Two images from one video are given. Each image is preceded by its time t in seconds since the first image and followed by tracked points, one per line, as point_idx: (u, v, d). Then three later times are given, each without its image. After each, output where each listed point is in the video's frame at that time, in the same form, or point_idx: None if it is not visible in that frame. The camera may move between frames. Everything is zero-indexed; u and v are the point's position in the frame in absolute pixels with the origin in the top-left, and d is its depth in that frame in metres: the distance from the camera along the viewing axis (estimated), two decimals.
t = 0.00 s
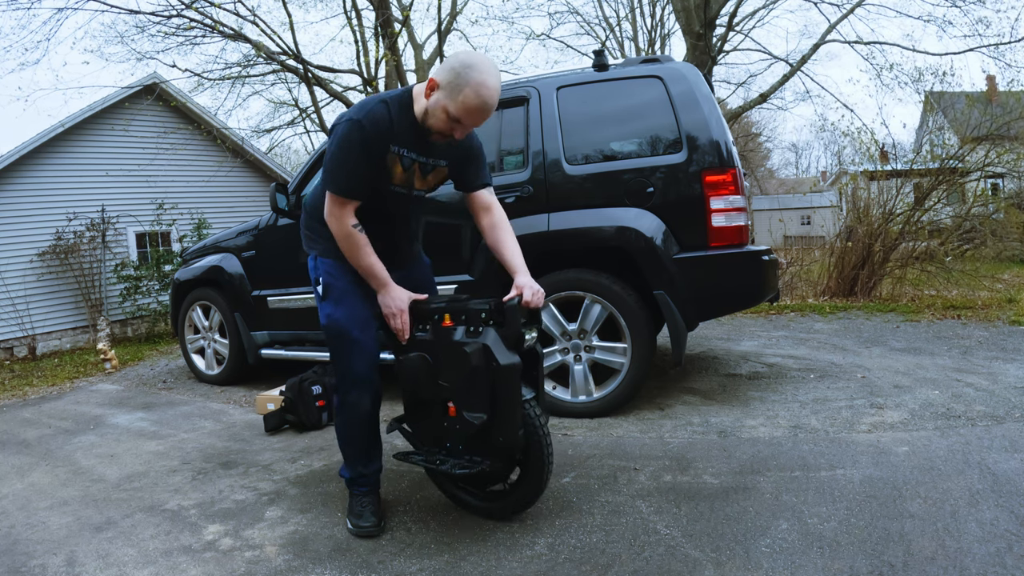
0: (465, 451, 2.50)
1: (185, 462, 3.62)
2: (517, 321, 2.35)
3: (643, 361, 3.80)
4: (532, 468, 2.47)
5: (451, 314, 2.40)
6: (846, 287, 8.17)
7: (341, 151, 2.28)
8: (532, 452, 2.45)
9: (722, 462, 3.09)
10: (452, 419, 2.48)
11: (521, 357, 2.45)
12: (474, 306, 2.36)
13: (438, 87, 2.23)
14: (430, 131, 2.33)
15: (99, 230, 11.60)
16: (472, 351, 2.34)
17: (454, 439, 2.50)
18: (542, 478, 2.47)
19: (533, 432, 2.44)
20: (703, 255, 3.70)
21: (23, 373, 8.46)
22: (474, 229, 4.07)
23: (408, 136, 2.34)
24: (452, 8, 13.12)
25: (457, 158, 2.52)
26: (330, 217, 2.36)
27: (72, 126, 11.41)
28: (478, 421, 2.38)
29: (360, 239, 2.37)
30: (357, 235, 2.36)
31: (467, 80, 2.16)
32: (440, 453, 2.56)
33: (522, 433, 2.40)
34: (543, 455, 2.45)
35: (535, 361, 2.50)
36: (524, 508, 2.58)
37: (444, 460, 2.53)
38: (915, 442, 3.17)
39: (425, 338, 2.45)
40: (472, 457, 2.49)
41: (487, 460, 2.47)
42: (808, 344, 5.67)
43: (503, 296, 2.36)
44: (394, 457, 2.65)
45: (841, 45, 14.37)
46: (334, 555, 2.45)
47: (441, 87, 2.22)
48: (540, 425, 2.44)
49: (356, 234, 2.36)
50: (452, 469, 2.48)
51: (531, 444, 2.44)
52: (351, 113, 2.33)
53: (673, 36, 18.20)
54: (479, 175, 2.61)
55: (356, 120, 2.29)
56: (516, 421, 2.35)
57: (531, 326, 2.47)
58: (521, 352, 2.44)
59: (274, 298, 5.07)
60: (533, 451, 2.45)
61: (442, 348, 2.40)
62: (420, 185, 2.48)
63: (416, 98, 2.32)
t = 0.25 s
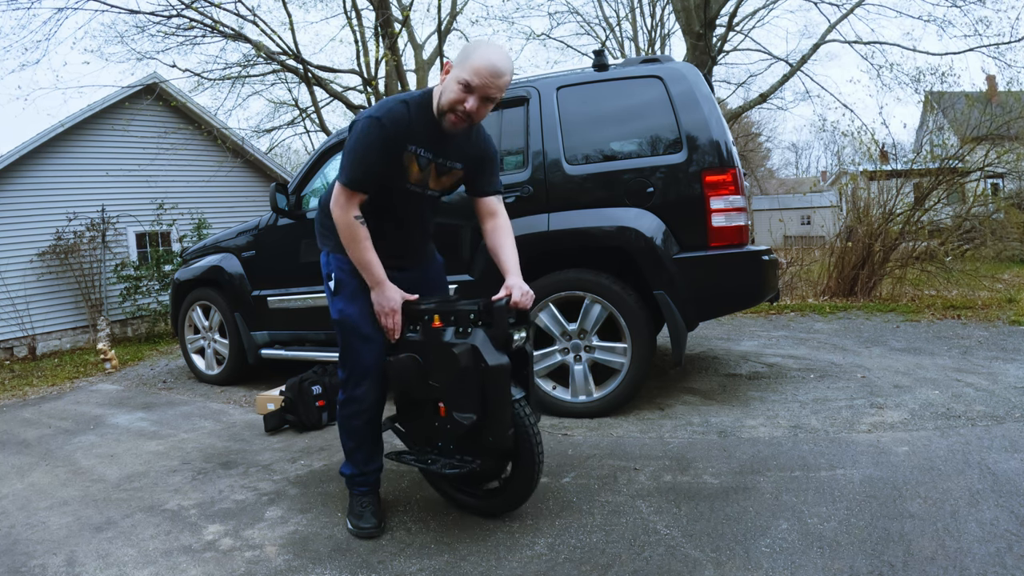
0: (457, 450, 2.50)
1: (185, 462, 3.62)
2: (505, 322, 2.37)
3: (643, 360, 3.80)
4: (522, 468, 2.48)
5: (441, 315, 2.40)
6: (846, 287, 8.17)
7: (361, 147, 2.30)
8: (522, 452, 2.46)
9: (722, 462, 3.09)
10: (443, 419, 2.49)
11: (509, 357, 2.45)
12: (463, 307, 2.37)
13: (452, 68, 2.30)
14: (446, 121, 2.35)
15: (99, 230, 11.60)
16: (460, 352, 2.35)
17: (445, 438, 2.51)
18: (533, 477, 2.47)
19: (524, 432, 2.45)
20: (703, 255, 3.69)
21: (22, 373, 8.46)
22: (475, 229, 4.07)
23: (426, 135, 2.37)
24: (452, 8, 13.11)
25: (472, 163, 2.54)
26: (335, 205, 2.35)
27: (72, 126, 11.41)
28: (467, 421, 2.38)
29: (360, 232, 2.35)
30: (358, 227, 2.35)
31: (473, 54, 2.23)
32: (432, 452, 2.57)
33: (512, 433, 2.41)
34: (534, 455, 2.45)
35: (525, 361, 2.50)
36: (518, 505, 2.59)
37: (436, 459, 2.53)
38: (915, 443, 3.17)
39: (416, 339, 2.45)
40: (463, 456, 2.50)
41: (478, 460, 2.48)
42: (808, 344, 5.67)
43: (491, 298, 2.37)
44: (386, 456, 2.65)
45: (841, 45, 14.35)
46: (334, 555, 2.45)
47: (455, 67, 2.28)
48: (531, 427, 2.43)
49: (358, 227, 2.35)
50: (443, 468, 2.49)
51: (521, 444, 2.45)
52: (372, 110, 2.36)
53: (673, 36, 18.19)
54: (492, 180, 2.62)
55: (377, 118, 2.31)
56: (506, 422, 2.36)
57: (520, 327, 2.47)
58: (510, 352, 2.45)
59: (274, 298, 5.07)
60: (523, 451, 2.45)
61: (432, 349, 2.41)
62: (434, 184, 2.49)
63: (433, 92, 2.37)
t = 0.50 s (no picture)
0: (454, 449, 2.50)
1: (185, 462, 3.62)
2: (503, 321, 2.35)
3: (643, 360, 3.80)
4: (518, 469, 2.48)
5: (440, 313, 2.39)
6: (846, 287, 8.17)
7: (374, 149, 2.32)
8: (518, 451, 2.47)
9: (722, 462, 3.09)
10: (440, 417, 2.48)
11: (507, 357, 2.44)
12: (461, 306, 2.35)
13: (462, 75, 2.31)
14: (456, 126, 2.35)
15: (99, 230, 11.60)
16: (456, 351, 2.34)
17: (442, 436, 2.51)
18: (528, 477, 2.48)
19: (521, 432, 2.45)
20: (703, 255, 3.70)
21: (22, 373, 8.46)
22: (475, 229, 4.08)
23: (435, 141, 2.38)
24: (452, 8, 13.11)
25: (478, 170, 2.55)
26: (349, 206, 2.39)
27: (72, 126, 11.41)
28: (464, 420, 2.38)
29: (376, 221, 2.35)
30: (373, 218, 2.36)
31: (483, 59, 2.23)
32: (429, 450, 2.56)
33: (508, 432, 2.42)
34: (530, 455, 2.45)
35: (522, 360, 2.49)
36: (513, 505, 2.59)
37: (432, 457, 2.53)
38: (915, 443, 3.17)
39: (415, 336, 2.45)
40: (460, 455, 2.50)
41: (475, 458, 2.48)
42: (808, 345, 5.67)
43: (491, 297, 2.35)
44: (384, 452, 2.64)
45: (841, 45, 14.34)
46: (334, 555, 2.45)
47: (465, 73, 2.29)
48: (527, 427, 2.45)
49: (372, 219, 2.35)
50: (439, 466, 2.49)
51: (517, 444, 2.45)
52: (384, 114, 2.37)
53: (673, 36, 18.20)
54: (496, 187, 2.63)
55: (389, 123, 2.33)
56: (502, 421, 2.37)
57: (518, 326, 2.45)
58: (508, 352, 2.44)
59: (274, 298, 5.07)
60: (519, 450, 2.45)
61: (430, 347, 2.40)
62: (440, 189, 2.50)
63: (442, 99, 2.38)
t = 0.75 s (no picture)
0: (451, 448, 2.52)
1: (185, 462, 3.62)
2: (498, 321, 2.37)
3: (642, 360, 3.80)
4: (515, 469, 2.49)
5: (437, 314, 2.41)
6: (846, 287, 8.17)
7: (397, 153, 2.30)
8: (515, 451, 2.47)
9: (722, 462, 3.09)
10: (437, 417, 2.50)
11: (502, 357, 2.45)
12: (457, 307, 2.37)
13: (477, 88, 2.30)
14: (466, 134, 2.37)
15: (99, 230, 11.60)
16: (453, 351, 2.36)
17: (440, 436, 2.52)
18: (525, 476, 2.47)
19: (518, 432, 2.45)
20: (703, 255, 3.70)
21: (22, 373, 8.45)
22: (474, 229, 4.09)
23: (446, 146, 2.40)
24: (452, 8, 13.11)
25: (478, 175, 2.59)
26: (394, 218, 2.30)
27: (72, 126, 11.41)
28: (460, 419, 2.39)
29: (428, 233, 2.29)
30: (426, 230, 2.29)
31: (505, 83, 2.24)
32: (426, 450, 2.57)
33: (505, 432, 2.42)
34: (527, 454, 2.45)
35: (519, 360, 2.50)
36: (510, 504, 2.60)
37: (429, 456, 2.54)
38: (915, 443, 3.17)
39: (412, 337, 2.47)
40: (457, 454, 2.50)
41: (472, 457, 2.49)
42: (809, 344, 5.66)
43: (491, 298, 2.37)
44: (381, 452, 2.65)
45: (841, 45, 14.32)
46: (334, 555, 2.45)
47: (480, 87, 2.28)
48: (525, 427, 2.44)
49: (422, 230, 2.29)
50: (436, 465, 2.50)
51: (514, 444, 2.46)
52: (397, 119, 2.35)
53: (673, 36, 18.19)
54: (491, 193, 2.66)
55: (407, 126, 2.33)
56: (499, 421, 2.37)
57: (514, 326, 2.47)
58: (504, 352, 2.45)
59: (274, 297, 5.07)
60: (516, 450, 2.46)
61: (427, 348, 2.42)
62: (444, 193, 2.52)
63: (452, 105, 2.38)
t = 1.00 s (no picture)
0: (491, 449, 2.48)
1: (185, 462, 3.61)
2: (551, 318, 2.36)
3: (643, 360, 3.80)
4: (557, 469, 2.47)
5: (482, 309, 2.40)
6: (846, 287, 8.17)
7: (426, 151, 2.28)
8: (559, 451, 2.46)
9: (721, 462, 3.09)
10: (479, 417, 2.47)
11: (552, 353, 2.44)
12: (506, 302, 2.35)
13: (477, 99, 2.33)
14: (465, 139, 2.40)
15: (98, 230, 11.59)
16: (506, 346, 2.33)
17: (479, 436, 2.49)
18: (568, 476, 2.45)
19: (561, 430, 2.45)
20: (703, 255, 3.70)
21: (22, 373, 8.44)
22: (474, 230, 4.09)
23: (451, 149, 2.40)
24: (452, 8, 13.11)
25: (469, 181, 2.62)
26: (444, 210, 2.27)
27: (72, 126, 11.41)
28: (510, 416, 2.37)
29: (485, 230, 2.28)
30: (479, 225, 2.27)
31: (506, 94, 2.27)
32: (464, 451, 2.54)
33: (551, 430, 2.41)
34: (569, 453, 2.44)
35: (564, 359, 2.49)
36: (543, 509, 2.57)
37: (471, 457, 2.51)
38: (915, 443, 3.17)
39: (456, 333, 2.44)
40: (499, 455, 2.48)
41: (514, 458, 2.45)
42: (808, 344, 5.67)
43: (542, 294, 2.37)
44: (417, 454, 2.62)
45: (841, 45, 14.32)
46: (334, 555, 2.45)
47: (481, 98, 2.32)
48: (567, 426, 2.45)
49: (477, 226, 2.27)
50: (480, 465, 2.47)
51: (558, 442, 2.45)
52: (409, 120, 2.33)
53: (673, 35, 18.18)
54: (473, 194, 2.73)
55: (424, 126, 2.32)
56: (547, 418, 2.36)
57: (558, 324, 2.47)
58: (552, 349, 2.45)
59: (274, 297, 5.07)
60: (559, 449, 2.45)
61: (473, 344, 2.40)
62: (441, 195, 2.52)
63: (453, 111, 2.39)
